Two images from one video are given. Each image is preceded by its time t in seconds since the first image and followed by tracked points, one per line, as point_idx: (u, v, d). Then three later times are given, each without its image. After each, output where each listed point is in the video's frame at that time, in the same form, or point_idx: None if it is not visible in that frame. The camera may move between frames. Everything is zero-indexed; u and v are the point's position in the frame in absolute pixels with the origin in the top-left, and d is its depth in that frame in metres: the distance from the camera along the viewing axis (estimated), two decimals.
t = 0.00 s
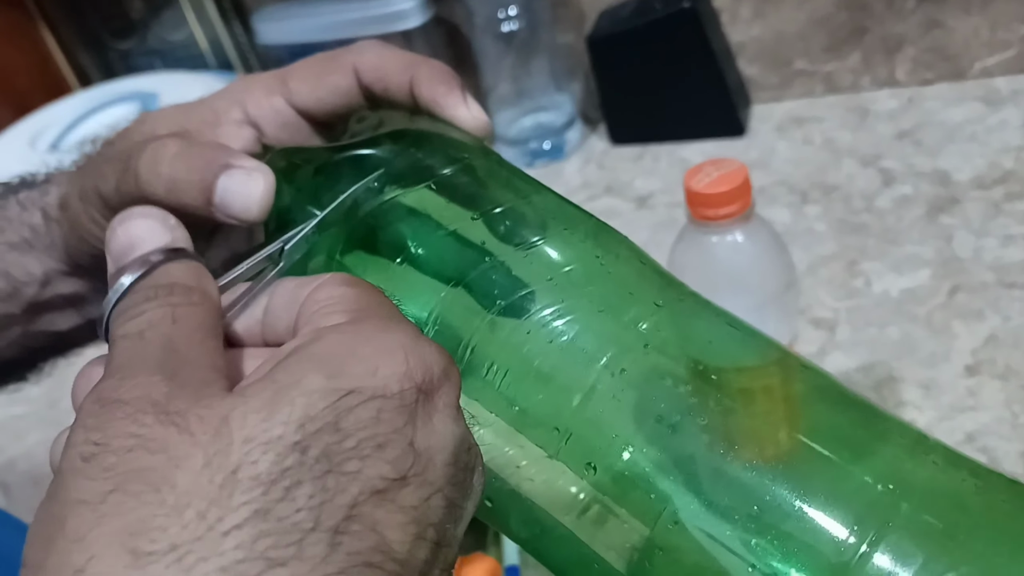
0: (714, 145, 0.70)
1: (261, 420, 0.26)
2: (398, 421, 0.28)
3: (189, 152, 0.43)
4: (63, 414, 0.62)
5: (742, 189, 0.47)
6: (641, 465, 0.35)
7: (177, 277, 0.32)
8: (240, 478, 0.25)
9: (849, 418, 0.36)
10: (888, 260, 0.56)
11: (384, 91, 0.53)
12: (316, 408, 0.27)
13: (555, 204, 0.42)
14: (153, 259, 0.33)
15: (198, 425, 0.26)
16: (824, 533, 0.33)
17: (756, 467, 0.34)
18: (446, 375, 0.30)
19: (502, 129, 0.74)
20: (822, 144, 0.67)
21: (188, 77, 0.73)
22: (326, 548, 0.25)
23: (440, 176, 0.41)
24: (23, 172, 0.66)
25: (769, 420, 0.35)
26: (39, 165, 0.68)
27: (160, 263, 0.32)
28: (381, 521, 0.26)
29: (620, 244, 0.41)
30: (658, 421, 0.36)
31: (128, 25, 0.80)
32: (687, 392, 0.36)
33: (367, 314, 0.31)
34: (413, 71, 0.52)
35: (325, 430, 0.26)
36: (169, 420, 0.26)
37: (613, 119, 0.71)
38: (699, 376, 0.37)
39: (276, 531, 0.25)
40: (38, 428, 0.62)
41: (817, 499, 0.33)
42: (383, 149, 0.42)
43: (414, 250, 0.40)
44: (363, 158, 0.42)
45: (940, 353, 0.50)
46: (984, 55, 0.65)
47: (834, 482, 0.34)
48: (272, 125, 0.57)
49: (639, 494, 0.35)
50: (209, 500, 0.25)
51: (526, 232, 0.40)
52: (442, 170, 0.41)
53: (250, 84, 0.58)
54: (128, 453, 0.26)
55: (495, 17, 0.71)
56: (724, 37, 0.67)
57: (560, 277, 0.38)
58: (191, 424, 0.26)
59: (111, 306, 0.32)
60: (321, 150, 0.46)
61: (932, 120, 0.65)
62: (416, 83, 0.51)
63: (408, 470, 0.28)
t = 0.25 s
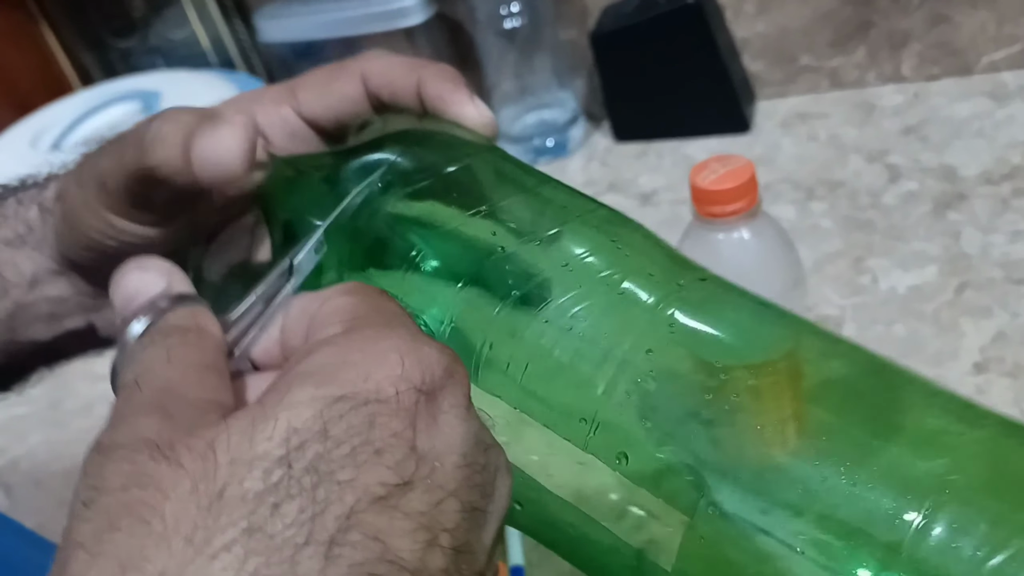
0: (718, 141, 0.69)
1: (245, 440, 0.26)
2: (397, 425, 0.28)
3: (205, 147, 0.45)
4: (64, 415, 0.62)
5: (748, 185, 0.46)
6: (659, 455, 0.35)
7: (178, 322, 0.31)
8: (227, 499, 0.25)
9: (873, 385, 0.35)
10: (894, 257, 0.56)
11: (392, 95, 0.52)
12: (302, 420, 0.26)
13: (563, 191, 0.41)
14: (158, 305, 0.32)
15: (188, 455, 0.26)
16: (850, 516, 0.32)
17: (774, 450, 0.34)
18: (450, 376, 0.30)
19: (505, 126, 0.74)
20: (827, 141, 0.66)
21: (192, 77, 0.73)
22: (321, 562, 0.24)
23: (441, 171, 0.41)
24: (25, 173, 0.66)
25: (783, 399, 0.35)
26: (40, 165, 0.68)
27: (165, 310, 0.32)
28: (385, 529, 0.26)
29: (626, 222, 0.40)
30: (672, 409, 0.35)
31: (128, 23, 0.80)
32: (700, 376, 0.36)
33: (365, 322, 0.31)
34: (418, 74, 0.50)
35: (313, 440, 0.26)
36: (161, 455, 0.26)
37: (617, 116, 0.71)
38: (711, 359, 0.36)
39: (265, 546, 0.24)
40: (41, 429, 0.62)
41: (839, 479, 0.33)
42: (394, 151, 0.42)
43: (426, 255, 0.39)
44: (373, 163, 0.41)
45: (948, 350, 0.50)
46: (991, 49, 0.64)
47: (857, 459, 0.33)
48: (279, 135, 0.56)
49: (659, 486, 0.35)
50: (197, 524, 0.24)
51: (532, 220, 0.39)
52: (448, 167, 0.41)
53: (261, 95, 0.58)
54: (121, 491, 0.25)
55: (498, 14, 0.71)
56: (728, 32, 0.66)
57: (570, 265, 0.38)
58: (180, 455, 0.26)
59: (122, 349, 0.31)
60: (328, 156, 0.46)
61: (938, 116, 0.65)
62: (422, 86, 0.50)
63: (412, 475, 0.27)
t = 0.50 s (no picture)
0: (720, 139, 0.69)
1: (259, 447, 0.26)
2: (409, 433, 0.27)
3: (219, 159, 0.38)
4: (67, 415, 0.62)
5: (750, 184, 0.46)
6: (662, 460, 0.35)
7: (190, 317, 0.31)
8: (241, 509, 0.25)
9: (876, 393, 0.35)
10: (897, 255, 0.56)
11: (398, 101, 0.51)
12: (317, 427, 0.26)
13: (572, 188, 0.40)
14: (172, 300, 0.32)
15: (201, 463, 0.25)
16: (853, 526, 0.32)
17: (778, 456, 0.34)
18: (460, 384, 0.30)
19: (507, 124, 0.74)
20: (829, 138, 0.66)
21: (192, 75, 0.73)
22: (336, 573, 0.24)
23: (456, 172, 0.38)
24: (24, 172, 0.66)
25: (788, 405, 0.34)
26: (36, 164, 0.68)
27: (180, 303, 0.31)
28: (397, 539, 0.25)
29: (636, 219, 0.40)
30: (676, 413, 0.35)
31: (128, 23, 0.80)
32: (704, 379, 0.35)
33: (377, 326, 0.31)
34: (429, 81, 0.50)
35: (328, 448, 0.26)
36: (174, 462, 0.26)
37: (618, 114, 0.70)
38: (714, 362, 0.36)
39: (280, 558, 0.24)
40: (43, 428, 0.62)
41: (841, 489, 0.33)
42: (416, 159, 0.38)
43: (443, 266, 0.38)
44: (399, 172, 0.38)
45: (952, 348, 0.50)
46: (994, 46, 0.64)
47: (861, 468, 0.33)
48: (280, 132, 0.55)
49: (663, 490, 0.35)
50: (212, 535, 0.24)
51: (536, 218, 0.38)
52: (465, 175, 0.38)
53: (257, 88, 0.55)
54: (135, 499, 0.25)
55: (498, 12, 0.71)
56: (730, 30, 0.66)
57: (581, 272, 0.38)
58: (193, 463, 0.25)
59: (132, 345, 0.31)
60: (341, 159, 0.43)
61: (941, 113, 0.64)
62: (435, 93, 0.49)
63: (423, 484, 0.27)
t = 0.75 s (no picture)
0: (721, 138, 0.69)
1: (304, 428, 0.26)
2: (440, 428, 0.28)
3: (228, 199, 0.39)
4: (68, 415, 0.63)
5: (751, 183, 0.46)
6: (662, 469, 0.35)
7: (209, 282, 0.31)
8: (286, 491, 0.25)
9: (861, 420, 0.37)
10: (898, 253, 0.56)
11: (400, 96, 0.53)
12: (362, 414, 0.26)
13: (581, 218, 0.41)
14: (180, 266, 0.31)
15: (242, 438, 0.25)
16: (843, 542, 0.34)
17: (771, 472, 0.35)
18: (487, 383, 0.30)
19: (507, 124, 0.73)
20: (830, 136, 0.66)
21: (192, 75, 0.73)
22: (375, 562, 0.25)
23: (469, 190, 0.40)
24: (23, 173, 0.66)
25: (783, 422, 0.36)
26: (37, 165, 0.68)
27: (189, 271, 0.31)
28: (427, 532, 0.26)
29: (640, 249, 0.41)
30: (679, 441, 0.36)
31: (129, 23, 0.80)
32: (705, 395, 0.36)
33: (405, 321, 0.31)
34: (432, 86, 0.52)
35: (373, 437, 0.26)
36: (212, 433, 0.26)
37: (619, 113, 0.70)
38: (715, 379, 0.37)
39: (321, 545, 0.24)
40: (45, 428, 0.62)
41: (831, 507, 0.34)
42: (419, 180, 0.40)
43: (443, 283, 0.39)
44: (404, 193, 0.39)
45: (953, 346, 0.50)
46: (994, 44, 0.64)
47: (849, 487, 0.35)
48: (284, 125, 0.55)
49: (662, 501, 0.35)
50: (255, 515, 0.24)
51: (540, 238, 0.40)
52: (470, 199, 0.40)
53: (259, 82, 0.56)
54: (167, 468, 0.25)
55: (498, 11, 0.70)
56: (730, 28, 0.66)
57: (582, 300, 0.38)
58: (234, 436, 0.25)
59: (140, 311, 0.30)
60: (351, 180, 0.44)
61: (942, 111, 0.64)
62: (437, 98, 0.52)
63: (453, 479, 0.27)
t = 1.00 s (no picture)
0: (721, 138, 0.70)
1: (286, 429, 0.26)
2: (431, 428, 0.28)
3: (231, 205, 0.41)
4: (71, 414, 0.63)
5: (750, 182, 0.47)
6: (660, 463, 0.36)
7: (213, 307, 0.32)
8: (266, 487, 0.25)
9: (858, 410, 0.37)
10: (897, 252, 0.56)
11: (394, 92, 0.54)
12: (344, 416, 0.27)
13: (580, 215, 0.41)
14: (189, 291, 0.33)
15: (228, 439, 0.26)
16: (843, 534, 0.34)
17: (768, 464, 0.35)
18: (483, 381, 0.30)
19: (507, 124, 0.74)
20: (829, 136, 0.66)
21: (193, 75, 0.73)
22: (354, 555, 0.24)
23: (467, 190, 0.41)
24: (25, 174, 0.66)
25: (782, 417, 0.36)
26: (39, 165, 0.68)
27: (195, 296, 0.32)
28: (415, 529, 0.26)
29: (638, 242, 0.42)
30: (675, 432, 0.36)
31: (131, 24, 0.80)
32: (702, 388, 0.37)
33: (404, 325, 0.31)
34: (425, 82, 0.53)
35: (351, 437, 0.26)
36: (200, 437, 0.26)
37: (619, 113, 0.71)
38: (711, 372, 0.37)
39: (301, 539, 0.24)
40: (47, 428, 0.62)
41: (829, 497, 0.34)
42: (425, 172, 0.41)
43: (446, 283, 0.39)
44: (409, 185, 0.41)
45: (952, 344, 0.50)
46: (993, 44, 0.64)
47: (847, 477, 0.35)
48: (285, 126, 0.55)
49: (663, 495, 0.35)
50: (237, 510, 0.25)
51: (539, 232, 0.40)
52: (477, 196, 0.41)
53: (258, 79, 0.56)
54: (160, 469, 0.26)
55: (499, 11, 0.70)
56: (729, 28, 0.66)
57: (579, 293, 0.39)
58: (220, 438, 0.26)
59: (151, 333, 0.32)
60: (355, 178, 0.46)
61: (941, 111, 0.65)
62: (429, 95, 0.53)
63: (444, 476, 0.27)
